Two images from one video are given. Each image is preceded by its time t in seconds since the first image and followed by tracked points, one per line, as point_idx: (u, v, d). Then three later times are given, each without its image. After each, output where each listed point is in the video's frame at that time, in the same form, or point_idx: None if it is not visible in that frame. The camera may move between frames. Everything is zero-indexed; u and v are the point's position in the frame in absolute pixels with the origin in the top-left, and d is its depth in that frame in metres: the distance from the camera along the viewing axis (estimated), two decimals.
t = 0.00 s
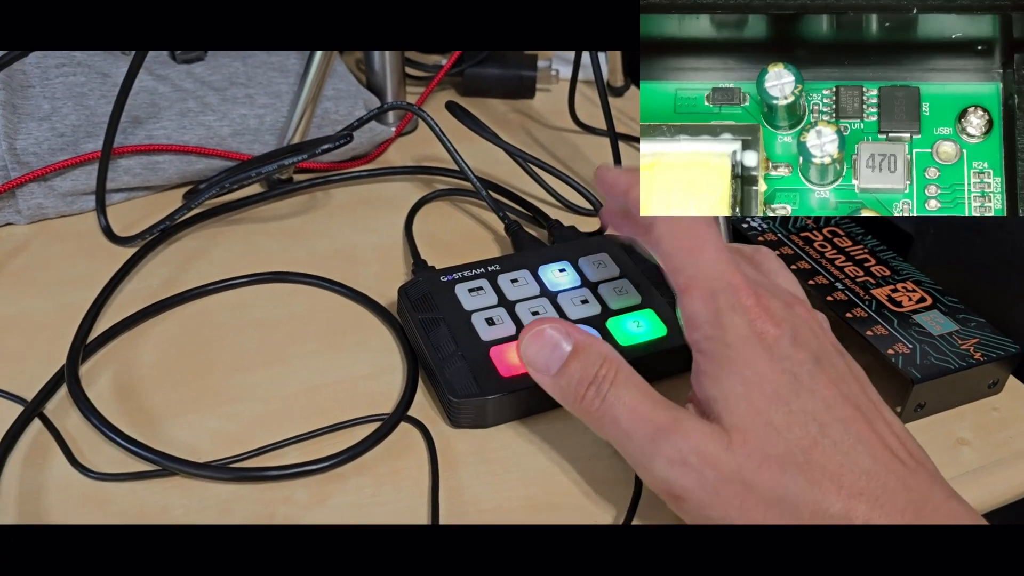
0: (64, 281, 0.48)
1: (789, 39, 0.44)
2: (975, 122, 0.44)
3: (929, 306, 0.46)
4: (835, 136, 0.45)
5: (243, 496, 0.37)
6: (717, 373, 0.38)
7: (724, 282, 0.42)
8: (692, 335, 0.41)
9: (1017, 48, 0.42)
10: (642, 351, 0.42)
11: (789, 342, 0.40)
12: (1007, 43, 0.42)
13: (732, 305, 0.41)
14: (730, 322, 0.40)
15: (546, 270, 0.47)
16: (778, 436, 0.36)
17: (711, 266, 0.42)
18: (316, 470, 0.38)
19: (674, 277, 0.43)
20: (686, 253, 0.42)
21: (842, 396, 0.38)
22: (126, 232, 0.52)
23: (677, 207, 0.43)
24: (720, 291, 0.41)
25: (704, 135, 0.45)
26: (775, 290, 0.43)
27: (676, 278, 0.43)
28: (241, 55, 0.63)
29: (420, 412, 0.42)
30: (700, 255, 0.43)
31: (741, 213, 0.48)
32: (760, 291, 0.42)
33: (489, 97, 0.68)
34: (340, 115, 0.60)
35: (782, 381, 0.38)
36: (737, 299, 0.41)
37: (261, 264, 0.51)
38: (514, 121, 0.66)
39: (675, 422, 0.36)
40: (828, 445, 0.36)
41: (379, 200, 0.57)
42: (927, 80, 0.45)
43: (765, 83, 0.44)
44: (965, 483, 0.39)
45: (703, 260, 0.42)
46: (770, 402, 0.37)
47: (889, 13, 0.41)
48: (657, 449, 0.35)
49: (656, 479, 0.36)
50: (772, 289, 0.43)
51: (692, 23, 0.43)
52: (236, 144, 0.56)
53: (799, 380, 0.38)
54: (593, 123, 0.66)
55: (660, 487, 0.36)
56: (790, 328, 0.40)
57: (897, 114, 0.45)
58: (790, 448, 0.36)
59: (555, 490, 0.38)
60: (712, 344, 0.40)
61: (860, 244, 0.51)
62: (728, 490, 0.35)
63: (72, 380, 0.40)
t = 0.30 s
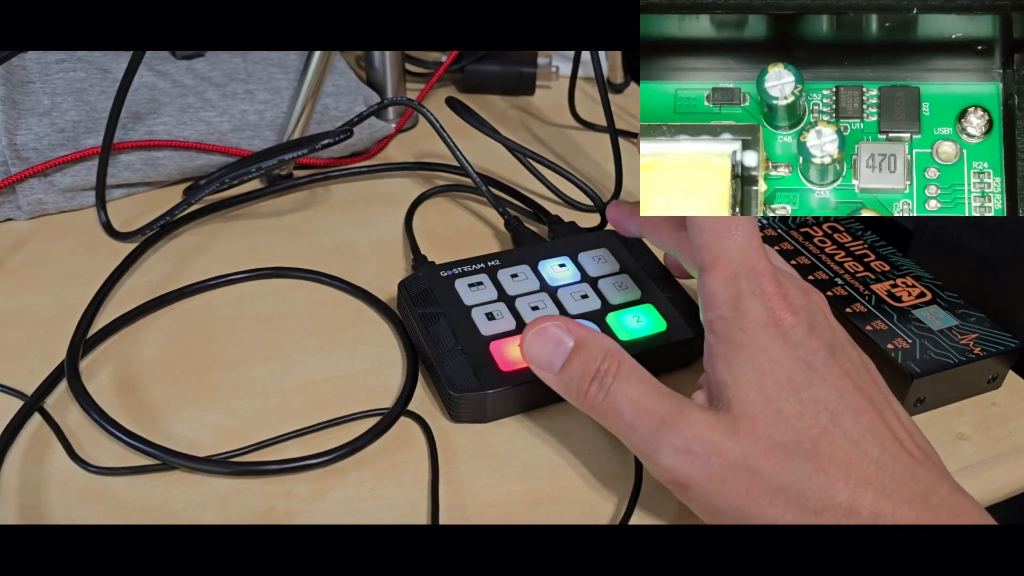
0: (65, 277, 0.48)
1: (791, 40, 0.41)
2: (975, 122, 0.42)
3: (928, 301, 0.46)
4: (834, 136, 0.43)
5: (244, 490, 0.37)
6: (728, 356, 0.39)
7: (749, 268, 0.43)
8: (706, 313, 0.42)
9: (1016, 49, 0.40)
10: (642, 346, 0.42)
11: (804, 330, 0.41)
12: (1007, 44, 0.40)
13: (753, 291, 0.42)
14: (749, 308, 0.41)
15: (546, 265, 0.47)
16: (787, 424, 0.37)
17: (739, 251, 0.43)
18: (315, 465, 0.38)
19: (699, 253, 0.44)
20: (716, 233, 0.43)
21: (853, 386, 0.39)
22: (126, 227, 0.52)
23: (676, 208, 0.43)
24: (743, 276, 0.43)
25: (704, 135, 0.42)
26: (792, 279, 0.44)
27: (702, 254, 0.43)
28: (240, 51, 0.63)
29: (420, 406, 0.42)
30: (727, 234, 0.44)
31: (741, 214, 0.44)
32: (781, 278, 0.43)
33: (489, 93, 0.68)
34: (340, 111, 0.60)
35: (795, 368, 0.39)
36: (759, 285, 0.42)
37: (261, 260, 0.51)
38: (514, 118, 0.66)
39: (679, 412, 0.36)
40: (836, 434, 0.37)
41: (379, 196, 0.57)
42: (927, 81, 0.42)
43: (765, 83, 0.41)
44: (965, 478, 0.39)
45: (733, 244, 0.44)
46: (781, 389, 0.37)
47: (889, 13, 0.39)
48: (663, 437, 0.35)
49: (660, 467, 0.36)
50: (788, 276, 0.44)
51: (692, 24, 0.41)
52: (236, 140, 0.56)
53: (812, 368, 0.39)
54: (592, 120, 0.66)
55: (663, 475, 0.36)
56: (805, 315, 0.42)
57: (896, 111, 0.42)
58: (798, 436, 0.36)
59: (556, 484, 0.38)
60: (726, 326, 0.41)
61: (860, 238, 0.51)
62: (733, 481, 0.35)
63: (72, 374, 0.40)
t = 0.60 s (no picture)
0: (63, 278, 0.48)
1: (752, 46, 0.42)
2: (967, 143, 0.43)
3: (925, 303, 0.46)
4: (801, 159, 0.43)
5: (241, 493, 0.37)
6: (716, 372, 0.39)
7: (732, 280, 0.42)
8: (693, 330, 0.41)
9: (1015, 58, 0.41)
10: (639, 348, 0.42)
11: (790, 341, 0.40)
12: (1003, 52, 0.41)
13: (736, 303, 0.41)
14: (734, 322, 0.40)
15: (543, 268, 0.47)
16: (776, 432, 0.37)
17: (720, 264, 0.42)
18: (312, 468, 0.38)
19: (680, 272, 0.43)
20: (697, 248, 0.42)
21: (841, 396, 0.38)
22: (125, 229, 0.52)
23: (619, 241, 0.42)
24: (725, 289, 0.42)
25: (652, 157, 0.43)
26: (776, 284, 0.43)
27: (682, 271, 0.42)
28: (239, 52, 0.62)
29: (417, 409, 0.42)
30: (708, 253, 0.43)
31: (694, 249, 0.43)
32: (765, 285, 0.43)
33: (487, 95, 0.68)
34: (338, 112, 0.60)
35: (781, 383, 0.38)
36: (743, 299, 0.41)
37: (259, 262, 0.51)
38: (511, 119, 0.66)
39: (669, 429, 0.36)
40: (824, 448, 0.37)
41: (377, 198, 0.57)
42: (911, 94, 0.44)
43: (721, 97, 0.42)
44: (961, 481, 0.39)
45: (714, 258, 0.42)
46: (769, 395, 0.38)
47: (867, 15, 0.40)
48: (649, 455, 0.35)
49: (649, 483, 0.36)
50: (774, 281, 0.44)
51: (636, 27, 0.41)
52: (234, 141, 0.57)
53: (798, 381, 0.39)
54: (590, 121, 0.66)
55: (652, 491, 0.36)
56: (791, 324, 0.41)
57: (879, 130, 0.44)
58: (786, 453, 0.36)
59: (552, 487, 0.38)
60: (711, 342, 0.40)
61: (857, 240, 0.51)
62: (732, 486, 0.35)
63: (69, 377, 0.40)
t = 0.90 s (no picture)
0: (64, 277, 0.48)
1: (791, 41, 0.42)
2: (975, 122, 0.43)
3: (925, 302, 0.46)
4: (834, 137, 0.44)
5: (241, 491, 0.37)
6: (738, 380, 0.37)
7: (759, 280, 0.40)
8: (718, 333, 0.40)
9: (1015, 49, 0.40)
10: (640, 347, 0.43)
11: (818, 347, 0.39)
12: (1006, 44, 0.40)
13: (766, 305, 0.39)
14: (763, 326, 0.39)
15: (545, 267, 0.47)
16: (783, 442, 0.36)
17: (747, 263, 0.41)
18: (313, 466, 0.38)
19: (701, 268, 0.41)
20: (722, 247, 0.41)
21: (865, 409, 0.37)
22: (126, 228, 0.52)
23: (676, 208, 0.44)
24: (752, 291, 0.40)
25: (705, 135, 0.44)
26: (805, 284, 0.42)
27: (705, 270, 0.41)
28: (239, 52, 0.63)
29: (418, 407, 0.42)
30: (731, 245, 0.41)
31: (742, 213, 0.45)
32: (794, 286, 0.41)
33: (487, 94, 0.68)
34: (338, 112, 0.60)
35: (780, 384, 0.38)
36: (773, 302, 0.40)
37: (259, 261, 0.51)
38: (512, 119, 0.66)
39: (678, 440, 0.35)
40: (841, 462, 0.36)
41: (378, 197, 0.57)
42: (927, 81, 0.43)
43: (765, 83, 0.42)
44: (960, 481, 0.39)
45: (742, 258, 0.41)
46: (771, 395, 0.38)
47: (889, 13, 0.39)
48: (658, 464, 0.35)
49: (663, 495, 0.36)
50: (800, 281, 0.42)
51: (692, 23, 0.41)
52: (235, 140, 0.57)
53: (822, 394, 0.37)
54: (591, 121, 0.66)
55: (668, 502, 0.36)
56: (821, 330, 0.40)
57: (892, 117, 0.43)
58: (802, 467, 0.35)
59: (553, 485, 0.38)
60: (736, 346, 0.39)
61: (857, 240, 0.51)
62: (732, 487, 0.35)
63: (70, 375, 0.40)
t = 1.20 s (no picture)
0: (63, 277, 0.48)
1: (791, 40, 0.40)
2: (975, 122, 0.41)
3: (923, 304, 0.46)
4: (834, 137, 0.43)
5: (240, 492, 0.37)
6: (724, 386, 0.38)
7: (742, 286, 0.40)
8: (705, 339, 0.40)
9: (1016, 49, 0.39)
10: (638, 348, 0.43)
11: (803, 352, 0.39)
12: (1006, 44, 0.39)
13: (748, 312, 0.39)
14: (747, 334, 0.39)
15: (543, 268, 0.47)
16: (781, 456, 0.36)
17: (731, 270, 0.41)
18: (311, 467, 0.38)
19: (687, 275, 0.41)
20: (705, 253, 0.40)
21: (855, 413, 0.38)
22: (125, 228, 0.52)
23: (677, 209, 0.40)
24: (736, 297, 0.40)
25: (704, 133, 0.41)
26: (789, 290, 0.42)
27: (690, 277, 0.41)
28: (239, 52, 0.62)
29: (417, 408, 0.42)
30: (717, 253, 0.40)
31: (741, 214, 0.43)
32: (778, 292, 0.41)
33: (486, 95, 0.68)
34: (338, 113, 0.60)
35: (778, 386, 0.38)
36: (755, 308, 0.39)
37: (258, 261, 0.51)
38: (511, 120, 0.66)
39: (671, 445, 0.36)
40: (832, 463, 0.36)
41: (378, 198, 0.57)
42: (927, 81, 0.41)
43: (766, 83, 0.41)
44: (958, 483, 0.39)
45: (726, 264, 0.41)
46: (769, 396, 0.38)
47: (889, 13, 0.38)
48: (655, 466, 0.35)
49: (654, 499, 0.36)
50: (783, 284, 0.42)
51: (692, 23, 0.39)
52: (234, 141, 0.57)
53: (810, 396, 0.38)
54: (590, 122, 0.66)
55: (659, 506, 0.36)
56: (804, 334, 0.40)
57: (891, 117, 0.42)
58: (793, 470, 0.36)
59: (551, 487, 0.38)
60: (722, 353, 0.39)
61: (856, 241, 0.51)
62: (730, 489, 0.35)
63: (69, 376, 0.40)
